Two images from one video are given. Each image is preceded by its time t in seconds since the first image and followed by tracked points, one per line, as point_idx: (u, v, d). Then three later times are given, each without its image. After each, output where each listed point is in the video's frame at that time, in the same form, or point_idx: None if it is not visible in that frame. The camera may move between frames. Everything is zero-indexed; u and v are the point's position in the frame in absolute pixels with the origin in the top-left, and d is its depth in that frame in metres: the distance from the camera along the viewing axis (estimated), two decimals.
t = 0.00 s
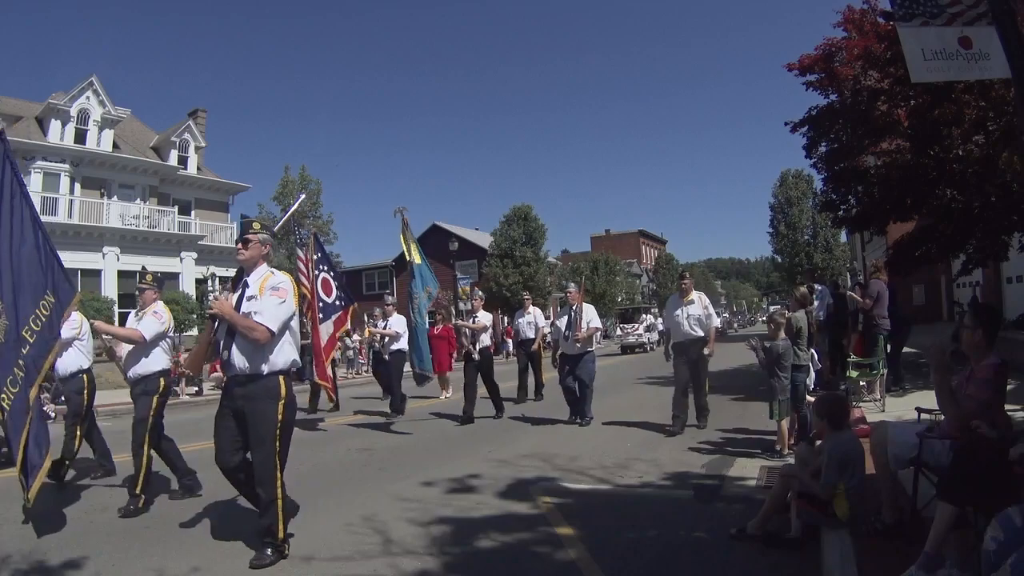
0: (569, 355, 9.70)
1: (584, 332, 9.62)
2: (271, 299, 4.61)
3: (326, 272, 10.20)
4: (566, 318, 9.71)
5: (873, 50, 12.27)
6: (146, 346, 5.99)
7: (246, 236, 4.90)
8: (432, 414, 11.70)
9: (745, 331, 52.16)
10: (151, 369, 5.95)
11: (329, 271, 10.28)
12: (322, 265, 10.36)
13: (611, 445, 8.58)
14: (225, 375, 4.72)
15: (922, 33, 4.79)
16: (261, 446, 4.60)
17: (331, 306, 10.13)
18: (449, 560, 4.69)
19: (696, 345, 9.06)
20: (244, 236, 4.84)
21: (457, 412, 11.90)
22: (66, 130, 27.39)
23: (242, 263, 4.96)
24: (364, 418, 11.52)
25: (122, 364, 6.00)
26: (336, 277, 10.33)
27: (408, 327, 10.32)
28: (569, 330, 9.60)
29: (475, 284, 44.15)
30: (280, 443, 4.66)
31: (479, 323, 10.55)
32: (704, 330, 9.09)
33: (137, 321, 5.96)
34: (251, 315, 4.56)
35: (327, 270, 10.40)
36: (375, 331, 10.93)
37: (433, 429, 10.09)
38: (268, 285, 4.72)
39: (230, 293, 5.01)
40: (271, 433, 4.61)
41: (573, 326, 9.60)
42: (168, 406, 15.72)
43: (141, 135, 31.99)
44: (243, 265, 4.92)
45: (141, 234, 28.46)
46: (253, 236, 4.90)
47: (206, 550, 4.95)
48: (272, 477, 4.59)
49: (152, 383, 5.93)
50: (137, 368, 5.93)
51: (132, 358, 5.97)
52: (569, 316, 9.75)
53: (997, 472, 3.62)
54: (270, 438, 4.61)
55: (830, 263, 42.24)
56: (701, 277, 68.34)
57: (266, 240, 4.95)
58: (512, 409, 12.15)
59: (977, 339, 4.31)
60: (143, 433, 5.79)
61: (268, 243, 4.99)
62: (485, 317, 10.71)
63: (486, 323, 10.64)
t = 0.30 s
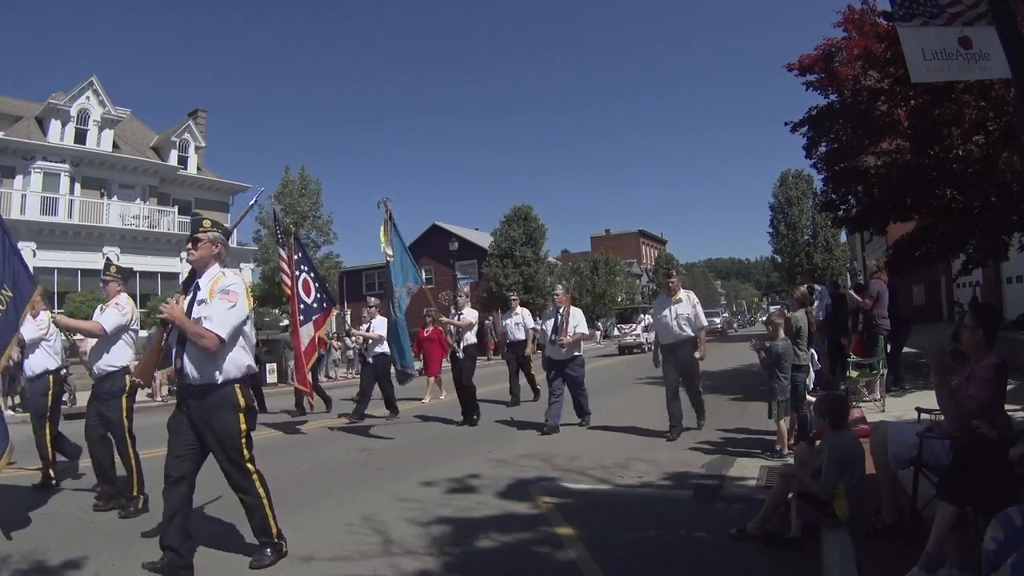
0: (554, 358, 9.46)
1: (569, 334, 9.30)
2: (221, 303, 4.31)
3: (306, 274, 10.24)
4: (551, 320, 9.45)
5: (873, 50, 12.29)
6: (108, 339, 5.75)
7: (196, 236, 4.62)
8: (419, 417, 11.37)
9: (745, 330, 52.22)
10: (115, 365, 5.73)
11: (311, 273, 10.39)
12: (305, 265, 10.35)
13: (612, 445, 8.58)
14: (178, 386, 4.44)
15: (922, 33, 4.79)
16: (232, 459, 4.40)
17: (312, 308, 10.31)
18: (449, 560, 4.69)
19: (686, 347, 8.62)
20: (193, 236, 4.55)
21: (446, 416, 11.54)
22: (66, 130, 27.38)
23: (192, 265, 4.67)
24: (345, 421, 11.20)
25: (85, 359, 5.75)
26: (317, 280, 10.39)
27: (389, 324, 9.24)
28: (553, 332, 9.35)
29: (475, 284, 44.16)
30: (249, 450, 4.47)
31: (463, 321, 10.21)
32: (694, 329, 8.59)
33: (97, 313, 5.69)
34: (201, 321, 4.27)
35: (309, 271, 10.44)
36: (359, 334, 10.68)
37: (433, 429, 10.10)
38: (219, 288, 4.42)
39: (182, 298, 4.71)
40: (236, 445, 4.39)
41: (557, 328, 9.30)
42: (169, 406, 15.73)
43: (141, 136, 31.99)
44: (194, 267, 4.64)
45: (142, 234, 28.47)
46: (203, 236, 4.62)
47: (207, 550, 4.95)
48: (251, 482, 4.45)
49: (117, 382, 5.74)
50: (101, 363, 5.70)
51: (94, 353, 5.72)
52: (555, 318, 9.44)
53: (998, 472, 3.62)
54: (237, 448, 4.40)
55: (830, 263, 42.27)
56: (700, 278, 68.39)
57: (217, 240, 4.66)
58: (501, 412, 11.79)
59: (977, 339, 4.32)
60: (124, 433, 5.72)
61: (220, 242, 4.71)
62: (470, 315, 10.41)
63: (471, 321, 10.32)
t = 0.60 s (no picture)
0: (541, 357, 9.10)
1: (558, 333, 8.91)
2: (166, 297, 4.10)
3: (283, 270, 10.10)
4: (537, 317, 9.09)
5: (873, 49, 12.28)
6: (65, 345, 5.76)
7: (141, 226, 4.38)
8: (405, 421, 11.00)
9: (746, 330, 52.24)
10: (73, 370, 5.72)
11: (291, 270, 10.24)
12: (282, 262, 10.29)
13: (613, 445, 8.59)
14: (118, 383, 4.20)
15: (922, 33, 4.79)
16: (145, 469, 4.02)
17: (289, 305, 10.17)
18: (449, 560, 4.69)
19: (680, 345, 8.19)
20: (139, 227, 4.33)
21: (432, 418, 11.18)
22: (66, 130, 27.38)
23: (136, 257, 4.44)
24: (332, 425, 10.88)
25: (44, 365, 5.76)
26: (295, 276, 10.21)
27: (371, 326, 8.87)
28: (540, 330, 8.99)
29: (475, 284, 44.14)
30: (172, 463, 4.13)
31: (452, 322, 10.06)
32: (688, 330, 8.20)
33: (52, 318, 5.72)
34: (144, 315, 4.05)
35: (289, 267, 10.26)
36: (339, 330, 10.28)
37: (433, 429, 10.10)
38: (164, 281, 4.20)
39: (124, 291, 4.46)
40: (158, 446, 4.06)
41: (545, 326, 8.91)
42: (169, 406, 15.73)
43: (141, 136, 32.00)
44: (139, 260, 4.41)
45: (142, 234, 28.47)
46: (149, 227, 4.39)
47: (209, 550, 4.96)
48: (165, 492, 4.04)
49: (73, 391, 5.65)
50: (58, 370, 5.69)
51: (52, 358, 5.72)
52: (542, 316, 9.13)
53: (999, 472, 3.62)
54: (158, 454, 4.06)
55: (830, 263, 42.26)
56: (700, 278, 68.40)
57: (163, 232, 4.44)
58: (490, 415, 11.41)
59: (976, 338, 4.32)
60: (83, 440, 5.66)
61: (167, 234, 4.49)
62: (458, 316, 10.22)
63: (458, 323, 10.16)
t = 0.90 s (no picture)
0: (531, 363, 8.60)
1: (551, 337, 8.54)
2: (104, 303, 3.76)
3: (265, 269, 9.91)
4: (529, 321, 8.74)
5: (873, 49, 12.27)
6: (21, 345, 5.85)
7: (84, 225, 4.08)
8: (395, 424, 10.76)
9: (746, 330, 52.27)
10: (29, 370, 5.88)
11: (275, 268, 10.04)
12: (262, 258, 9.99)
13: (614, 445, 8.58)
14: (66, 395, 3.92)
15: (922, 33, 4.79)
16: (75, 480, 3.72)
17: (268, 305, 10.05)
18: (449, 560, 4.69)
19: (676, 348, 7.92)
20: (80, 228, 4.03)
21: (419, 422, 10.86)
22: (66, 130, 27.38)
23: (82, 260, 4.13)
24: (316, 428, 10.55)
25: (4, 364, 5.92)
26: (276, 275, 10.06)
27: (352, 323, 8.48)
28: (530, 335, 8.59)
29: (475, 284, 44.13)
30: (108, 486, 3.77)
31: (439, 321, 9.67)
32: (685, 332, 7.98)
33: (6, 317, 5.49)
34: (81, 324, 3.73)
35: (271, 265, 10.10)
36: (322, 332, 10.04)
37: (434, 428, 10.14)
38: (104, 285, 3.86)
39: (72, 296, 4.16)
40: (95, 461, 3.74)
41: (539, 329, 8.57)
42: (169, 406, 15.72)
43: (141, 136, 32.01)
44: (83, 262, 4.10)
45: (142, 234, 28.47)
46: (92, 226, 4.09)
47: (209, 550, 4.96)
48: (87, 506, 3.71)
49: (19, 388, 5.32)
50: (15, 370, 5.86)
51: (11, 359, 5.86)
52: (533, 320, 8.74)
53: (998, 472, 3.62)
54: (97, 467, 3.74)
55: (830, 263, 42.28)
56: (700, 279, 68.43)
57: (106, 232, 4.12)
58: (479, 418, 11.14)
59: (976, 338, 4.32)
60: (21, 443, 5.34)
61: (111, 234, 4.17)
62: (445, 314, 9.76)
63: (446, 322, 9.73)
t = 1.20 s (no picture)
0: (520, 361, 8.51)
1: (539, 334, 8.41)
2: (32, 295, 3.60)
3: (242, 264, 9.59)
4: (517, 318, 8.58)
5: (873, 49, 12.27)
6: None
7: (22, 213, 3.96)
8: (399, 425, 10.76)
9: (746, 330, 52.29)
10: None
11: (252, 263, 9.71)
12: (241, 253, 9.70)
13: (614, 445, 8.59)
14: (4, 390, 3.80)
15: (922, 33, 4.79)
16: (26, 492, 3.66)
17: (245, 300, 9.68)
18: (449, 560, 4.69)
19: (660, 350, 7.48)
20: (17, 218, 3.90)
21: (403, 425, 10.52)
22: (66, 130, 27.37)
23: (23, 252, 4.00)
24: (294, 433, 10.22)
25: None
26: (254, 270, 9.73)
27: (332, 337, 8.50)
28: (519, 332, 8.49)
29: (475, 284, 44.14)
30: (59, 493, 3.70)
31: (419, 323, 8.98)
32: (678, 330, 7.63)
33: None
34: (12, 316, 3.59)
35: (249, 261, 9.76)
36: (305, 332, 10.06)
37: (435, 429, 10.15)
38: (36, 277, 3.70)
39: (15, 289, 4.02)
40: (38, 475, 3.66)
41: (526, 326, 8.43)
42: (169, 406, 15.72)
43: (141, 136, 32.01)
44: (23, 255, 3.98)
45: (142, 234, 28.49)
46: (31, 215, 3.97)
47: (207, 551, 4.95)
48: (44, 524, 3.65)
49: None
50: None
51: None
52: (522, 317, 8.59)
53: (1000, 473, 3.62)
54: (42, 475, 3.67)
55: (830, 263, 42.29)
56: (700, 278, 68.50)
57: (45, 222, 3.99)
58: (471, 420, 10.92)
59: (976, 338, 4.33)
60: None
61: (52, 222, 4.04)
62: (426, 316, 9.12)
63: (429, 325, 9.09)
